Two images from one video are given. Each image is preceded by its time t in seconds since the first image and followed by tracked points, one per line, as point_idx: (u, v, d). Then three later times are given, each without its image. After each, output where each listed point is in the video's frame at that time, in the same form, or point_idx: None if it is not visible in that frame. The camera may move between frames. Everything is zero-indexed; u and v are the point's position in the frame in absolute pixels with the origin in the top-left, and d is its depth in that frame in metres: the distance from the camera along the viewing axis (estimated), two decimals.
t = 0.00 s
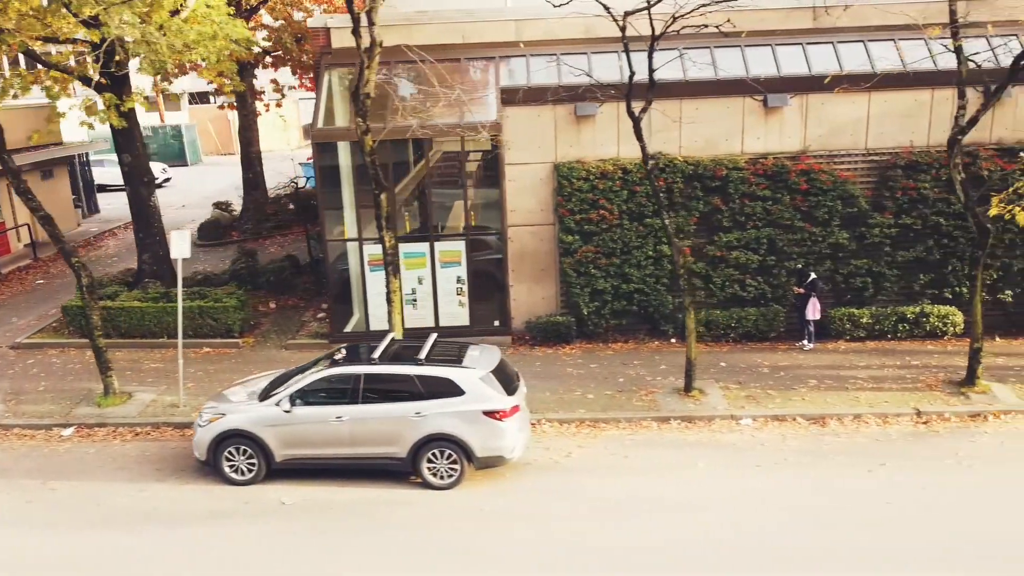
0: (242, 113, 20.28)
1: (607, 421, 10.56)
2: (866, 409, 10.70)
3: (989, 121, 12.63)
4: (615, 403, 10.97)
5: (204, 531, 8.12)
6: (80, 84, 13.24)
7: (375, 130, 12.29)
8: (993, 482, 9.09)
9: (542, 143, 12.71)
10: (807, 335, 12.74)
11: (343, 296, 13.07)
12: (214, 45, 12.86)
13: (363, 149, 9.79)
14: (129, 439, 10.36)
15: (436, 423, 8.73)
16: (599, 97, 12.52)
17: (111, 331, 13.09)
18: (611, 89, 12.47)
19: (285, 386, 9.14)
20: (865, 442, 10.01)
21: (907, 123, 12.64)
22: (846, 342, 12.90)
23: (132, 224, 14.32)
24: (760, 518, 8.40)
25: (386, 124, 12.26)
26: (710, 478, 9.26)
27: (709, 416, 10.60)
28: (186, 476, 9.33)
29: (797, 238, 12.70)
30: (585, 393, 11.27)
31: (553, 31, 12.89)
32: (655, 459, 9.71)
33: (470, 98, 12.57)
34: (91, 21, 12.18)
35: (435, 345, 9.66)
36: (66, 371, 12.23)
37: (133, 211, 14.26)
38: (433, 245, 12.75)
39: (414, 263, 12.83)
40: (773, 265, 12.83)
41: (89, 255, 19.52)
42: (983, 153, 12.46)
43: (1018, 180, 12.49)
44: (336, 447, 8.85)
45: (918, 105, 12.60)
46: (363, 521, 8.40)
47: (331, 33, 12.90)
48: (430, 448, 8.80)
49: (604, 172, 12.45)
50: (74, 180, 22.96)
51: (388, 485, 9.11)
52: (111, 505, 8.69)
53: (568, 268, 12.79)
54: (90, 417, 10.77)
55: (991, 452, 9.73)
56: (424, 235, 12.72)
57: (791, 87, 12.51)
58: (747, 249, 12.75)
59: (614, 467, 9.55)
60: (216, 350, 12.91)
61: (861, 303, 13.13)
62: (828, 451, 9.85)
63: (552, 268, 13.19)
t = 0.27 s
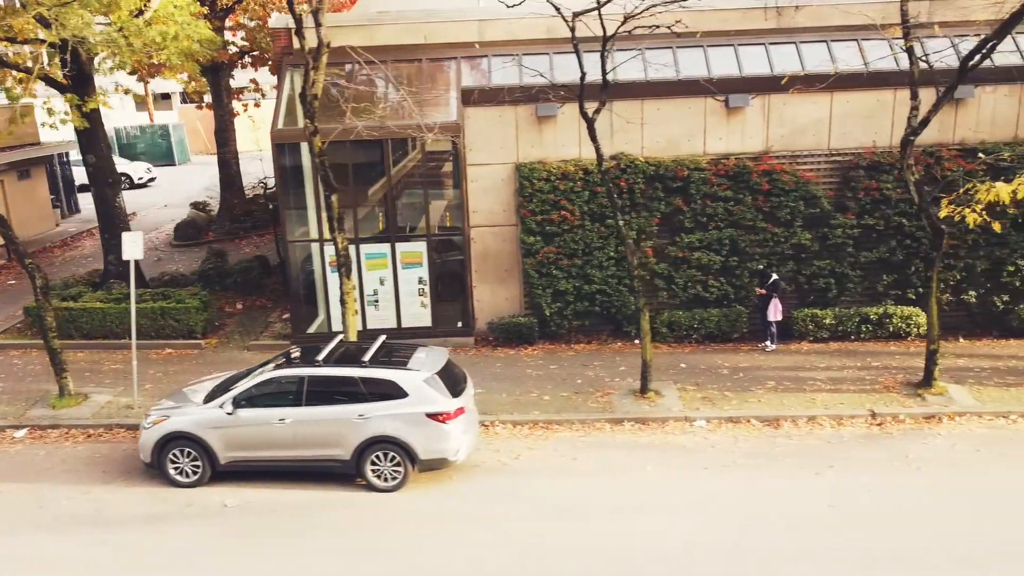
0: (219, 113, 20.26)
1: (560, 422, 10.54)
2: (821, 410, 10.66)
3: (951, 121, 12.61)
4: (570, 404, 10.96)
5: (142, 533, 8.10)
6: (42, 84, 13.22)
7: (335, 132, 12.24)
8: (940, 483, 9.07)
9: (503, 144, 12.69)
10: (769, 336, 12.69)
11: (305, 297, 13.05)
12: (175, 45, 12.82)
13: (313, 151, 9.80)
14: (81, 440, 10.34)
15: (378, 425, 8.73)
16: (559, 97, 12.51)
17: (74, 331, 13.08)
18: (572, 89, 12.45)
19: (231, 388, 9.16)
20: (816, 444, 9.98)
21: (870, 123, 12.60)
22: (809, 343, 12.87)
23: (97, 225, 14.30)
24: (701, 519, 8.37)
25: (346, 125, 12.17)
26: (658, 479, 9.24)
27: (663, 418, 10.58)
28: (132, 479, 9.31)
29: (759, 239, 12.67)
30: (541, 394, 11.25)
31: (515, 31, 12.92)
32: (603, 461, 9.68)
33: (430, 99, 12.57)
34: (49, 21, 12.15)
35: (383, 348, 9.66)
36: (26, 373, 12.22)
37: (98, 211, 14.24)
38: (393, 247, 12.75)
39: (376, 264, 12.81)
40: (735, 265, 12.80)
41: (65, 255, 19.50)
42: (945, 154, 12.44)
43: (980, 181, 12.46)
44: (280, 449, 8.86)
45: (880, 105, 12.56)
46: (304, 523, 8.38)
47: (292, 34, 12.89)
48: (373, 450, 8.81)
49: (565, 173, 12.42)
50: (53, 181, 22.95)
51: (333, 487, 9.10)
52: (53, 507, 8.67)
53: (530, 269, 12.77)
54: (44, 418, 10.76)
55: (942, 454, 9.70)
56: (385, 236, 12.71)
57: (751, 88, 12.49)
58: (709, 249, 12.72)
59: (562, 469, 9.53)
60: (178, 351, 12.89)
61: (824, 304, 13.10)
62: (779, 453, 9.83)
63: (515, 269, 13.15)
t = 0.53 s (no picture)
0: (195, 113, 20.22)
1: (513, 424, 10.52)
2: (775, 412, 10.63)
3: (914, 122, 12.56)
4: (525, 406, 10.94)
5: (79, 535, 8.08)
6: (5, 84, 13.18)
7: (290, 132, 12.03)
8: (887, 486, 9.03)
9: (465, 144, 12.66)
10: (731, 337, 12.65)
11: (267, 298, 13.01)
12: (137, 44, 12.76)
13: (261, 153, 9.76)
14: (33, 442, 10.32)
15: (321, 428, 8.70)
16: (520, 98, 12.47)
17: (36, 332, 13.06)
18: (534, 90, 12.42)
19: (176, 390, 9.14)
20: (768, 446, 9.95)
21: (833, 124, 12.54)
22: (772, 345, 12.83)
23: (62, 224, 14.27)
24: (643, 522, 8.34)
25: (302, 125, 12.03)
26: (605, 481, 9.21)
27: (616, 420, 10.54)
28: (78, 481, 9.30)
29: (721, 239, 12.64)
30: (497, 396, 11.23)
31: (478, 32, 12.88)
32: (552, 464, 9.65)
33: (391, 99, 12.54)
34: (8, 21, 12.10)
35: (331, 351, 9.61)
36: None
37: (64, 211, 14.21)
38: (355, 248, 12.69)
39: (337, 265, 12.75)
40: (697, 266, 12.77)
41: (40, 255, 19.48)
42: (908, 155, 12.39)
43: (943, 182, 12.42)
44: (223, 451, 8.83)
45: (842, 105, 12.51)
46: (244, 525, 8.36)
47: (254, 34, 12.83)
48: (317, 453, 8.78)
49: (526, 174, 12.39)
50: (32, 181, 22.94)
51: (278, 490, 9.08)
52: None
53: (491, 270, 12.74)
54: None
55: (892, 456, 9.66)
56: (346, 238, 12.63)
57: (713, 88, 12.45)
58: (671, 250, 12.69)
59: (511, 471, 9.50)
60: (140, 352, 12.88)
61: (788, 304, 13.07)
62: (730, 455, 9.79)
63: (478, 270, 13.13)
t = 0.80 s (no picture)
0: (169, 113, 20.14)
1: (464, 427, 10.49)
2: (727, 414, 10.60)
3: (874, 123, 12.53)
4: (478, 408, 10.90)
5: (13, 538, 8.04)
6: None
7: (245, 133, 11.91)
8: (831, 489, 9.00)
9: (424, 145, 12.61)
10: (691, 339, 12.62)
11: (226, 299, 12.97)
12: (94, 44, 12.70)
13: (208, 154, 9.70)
14: None
15: (261, 431, 8.67)
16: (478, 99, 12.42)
17: None
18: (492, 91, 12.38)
19: (117, 393, 9.10)
20: (717, 449, 9.92)
21: (792, 125, 12.50)
22: (732, 346, 12.79)
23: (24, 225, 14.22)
24: (582, 525, 8.31)
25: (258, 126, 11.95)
26: (549, 484, 9.19)
27: (567, 422, 10.51)
28: (20, 485, 9.25)
29: (680, 241, 12.60)
30: (450, 398, 11.20)
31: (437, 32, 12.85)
32: (498, 467, 9.62)
33: (349, 100, 12.47)
34: None
35: (275, 354, 9.57)
36: None
37: (25, 212, 14.16)
38: (313, 249, 12.65)
39: (296, 267, 12.73)
40: (657, 268, 12.74)
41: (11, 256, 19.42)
42: (867, 156, 12.36)
43: (902, 183, 12.39)
44: (163, 455, 8.79)
45: (802, 107, 12.47)
46: (181, 528, 8.32)
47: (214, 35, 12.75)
48: (257, 456, 8.74)
49: (484, 175, 12.35)
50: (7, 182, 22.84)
51: (221, 493, 9.05)
52: None
53: (450, 272, 12.70)
54: None
55: (840, 458, 9.64)
56: (304, 239, 12.60)
57: (672, 90, 12.42)
58: (630, 252, 12.65)
59: (456, 474, 9.46)
60: (98, 354, 12.83)
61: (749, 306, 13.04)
62: (677, 457, 9.76)
63: (438, 271, 13.08)
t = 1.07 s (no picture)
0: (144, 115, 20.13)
1: (415, 430, 10.47)
2: (680, 418, 10.60)
3: (834, 125, 12.50)
4: (431, 411, 10.89)
5: None
6: None
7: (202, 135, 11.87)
8: (776, 492, 8.99)
9: (384, 148, 12.60)
10: (651, 341, 12.60)
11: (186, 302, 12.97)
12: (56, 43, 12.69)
13: (155, 157, 9.69)
14: None
15: (202, 435, 8.65)
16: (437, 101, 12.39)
17: None
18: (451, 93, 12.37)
19: (61, 397, 9.09)
20: (666, 452, 9.91)
21: (752, 127, 12.48)
22: (693, 349, 12.77)
23: None
24: (521, 529, 8.29)
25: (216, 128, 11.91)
26: (494, 488, 9.17)
27: (519, 425, 10.50)
28: None
29: (640, 243, 12.58)
30: (405, 401, 11.18)
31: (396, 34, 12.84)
32: (445, 471, 9.60)
33: (308, 102, 12.45)
34: None
35: (222, 358, 9.55)
36: None
37: None
38: (272, 252, 12.70)
39: (255, 269, 12.78)
40: (617, 270, 12.71)
41: None
42: (828, 158, 12.33)
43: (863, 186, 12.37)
44: (105, 459, 8.78)
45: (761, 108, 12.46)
46: (119, 532, 8.31)
47: (174, 37, 12.74)
48: (198, 460, 8.72)
49: (443, 177, 12.33)
50: None
51: (164, 497, 9.03)
52: None
53: (411, 274, 12.67)
54: None
55: (788, 462, 9.63)
56: (264, 242, 12.67)
57: (631, 92, 12.40)
58: (591, 254, 12.63)
59: (403, 478, 9.44)
60: (58, 356, 12.81)
61: (711, 308, 13.01)
62: (626, 460, 9.75)
63: (400, 273, 13.06)
